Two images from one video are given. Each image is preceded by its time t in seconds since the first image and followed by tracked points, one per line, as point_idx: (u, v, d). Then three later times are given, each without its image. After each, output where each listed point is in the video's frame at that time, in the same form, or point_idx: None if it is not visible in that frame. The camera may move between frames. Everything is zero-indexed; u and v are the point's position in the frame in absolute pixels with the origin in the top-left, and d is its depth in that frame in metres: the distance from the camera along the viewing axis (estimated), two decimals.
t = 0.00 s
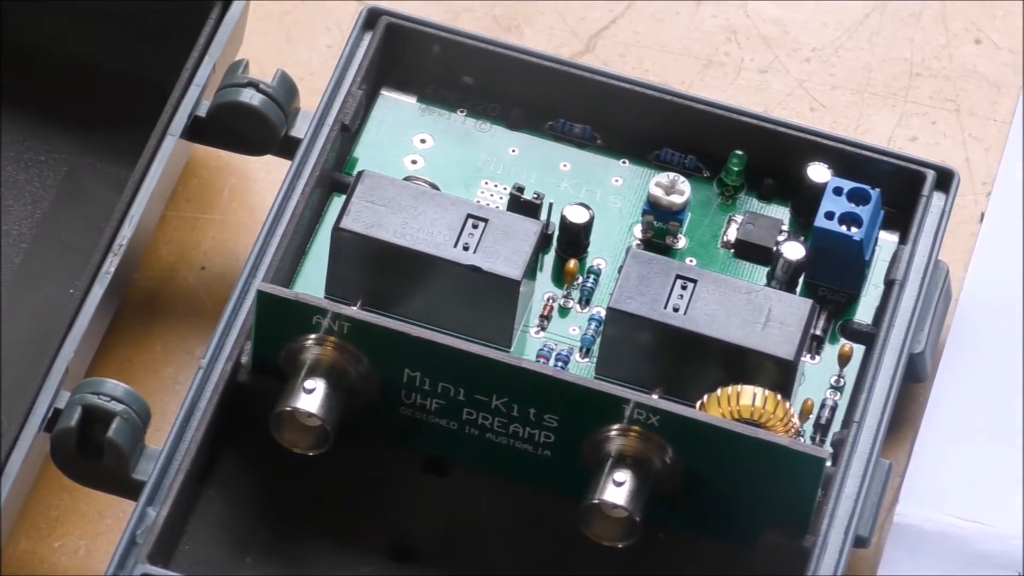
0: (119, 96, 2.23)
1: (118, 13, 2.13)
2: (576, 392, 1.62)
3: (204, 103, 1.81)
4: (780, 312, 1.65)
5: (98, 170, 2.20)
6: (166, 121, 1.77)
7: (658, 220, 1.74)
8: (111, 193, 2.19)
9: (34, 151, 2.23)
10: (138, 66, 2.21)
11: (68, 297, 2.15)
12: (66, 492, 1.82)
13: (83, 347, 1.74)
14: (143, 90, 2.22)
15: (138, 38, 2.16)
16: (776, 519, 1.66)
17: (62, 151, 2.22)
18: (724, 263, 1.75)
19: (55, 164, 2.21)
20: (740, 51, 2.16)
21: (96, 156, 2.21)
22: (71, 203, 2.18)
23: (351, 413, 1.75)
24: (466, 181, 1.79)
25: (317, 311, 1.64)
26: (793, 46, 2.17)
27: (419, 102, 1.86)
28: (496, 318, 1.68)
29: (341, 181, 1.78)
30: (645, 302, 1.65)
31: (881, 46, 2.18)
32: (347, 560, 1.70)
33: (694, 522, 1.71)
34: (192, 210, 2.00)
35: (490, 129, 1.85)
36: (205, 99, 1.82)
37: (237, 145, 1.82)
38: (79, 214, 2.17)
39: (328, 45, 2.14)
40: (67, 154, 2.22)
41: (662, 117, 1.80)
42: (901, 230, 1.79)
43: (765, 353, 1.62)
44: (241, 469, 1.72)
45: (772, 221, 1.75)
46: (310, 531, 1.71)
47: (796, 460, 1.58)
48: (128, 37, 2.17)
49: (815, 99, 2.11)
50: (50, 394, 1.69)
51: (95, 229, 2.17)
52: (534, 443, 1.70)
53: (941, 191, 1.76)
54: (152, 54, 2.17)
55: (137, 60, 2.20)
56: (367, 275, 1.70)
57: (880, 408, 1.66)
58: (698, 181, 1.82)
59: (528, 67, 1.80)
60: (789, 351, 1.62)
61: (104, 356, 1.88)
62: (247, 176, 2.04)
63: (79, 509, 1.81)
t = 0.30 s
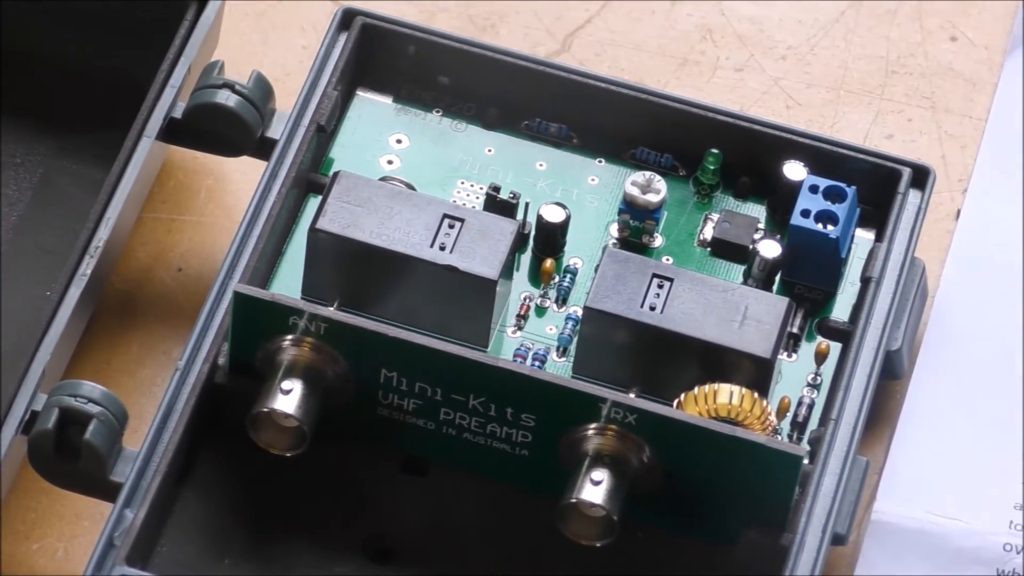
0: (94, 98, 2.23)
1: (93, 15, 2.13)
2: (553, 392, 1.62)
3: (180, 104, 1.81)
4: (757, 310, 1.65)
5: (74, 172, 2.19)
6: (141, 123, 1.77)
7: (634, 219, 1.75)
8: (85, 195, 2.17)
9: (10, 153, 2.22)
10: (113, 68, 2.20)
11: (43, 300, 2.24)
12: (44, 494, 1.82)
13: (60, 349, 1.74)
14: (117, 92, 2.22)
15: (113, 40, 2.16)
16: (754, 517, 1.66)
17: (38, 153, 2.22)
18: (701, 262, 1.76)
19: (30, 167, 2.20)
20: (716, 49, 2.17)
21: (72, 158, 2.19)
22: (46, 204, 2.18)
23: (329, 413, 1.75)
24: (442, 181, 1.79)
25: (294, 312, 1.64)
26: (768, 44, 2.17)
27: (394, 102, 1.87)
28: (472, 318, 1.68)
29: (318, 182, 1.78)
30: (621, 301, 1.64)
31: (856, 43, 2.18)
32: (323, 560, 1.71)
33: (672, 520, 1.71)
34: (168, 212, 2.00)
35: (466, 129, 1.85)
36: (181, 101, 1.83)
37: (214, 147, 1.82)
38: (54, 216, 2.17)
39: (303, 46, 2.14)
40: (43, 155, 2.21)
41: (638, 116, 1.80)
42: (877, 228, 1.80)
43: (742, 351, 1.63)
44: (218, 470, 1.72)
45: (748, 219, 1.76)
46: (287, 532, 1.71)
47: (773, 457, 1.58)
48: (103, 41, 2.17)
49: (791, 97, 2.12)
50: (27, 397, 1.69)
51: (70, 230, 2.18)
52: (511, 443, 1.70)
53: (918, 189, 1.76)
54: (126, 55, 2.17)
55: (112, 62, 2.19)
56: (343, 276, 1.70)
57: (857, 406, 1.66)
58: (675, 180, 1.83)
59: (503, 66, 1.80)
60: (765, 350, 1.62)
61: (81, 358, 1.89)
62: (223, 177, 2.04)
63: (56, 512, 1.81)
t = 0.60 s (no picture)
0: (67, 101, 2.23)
1: (63, 18, 2.13)
2: (527, 391, 1.62)
3: (152, 106, 1.82)
4: (730, 307, 1.65)
5: (47, 175, 2.22)
6: (114, 125, 1.77)
7: (608, 218, 1.75)
8: (58, 198, 2.22)
9: None
10: (86, 70, 2.20)
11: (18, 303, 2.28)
12: (18, 497, 1.83)
13: (33, 352, 1.75)
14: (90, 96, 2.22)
15: (84, 43, 2.16)
16: (729, 515, 1.66)
17: (12, 156, 2.24)
18: (674, 260, 1.76)
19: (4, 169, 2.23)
20: (688, 48, 2.17)
21: (44, 162, 2.22)
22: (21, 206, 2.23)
23: (303, 414, 1.75)
24: (416, 181, 1.80)
25: (267, 313, 1.64)
26: (741, 42, 2.18)
27: (367, 102, 1.87)
28: (446, 318, 1.68)
29: (291, 183, 1.79)
30: (594, 299, 1.64)
31: (829, 40, 2.18)
32: (300, 560, 1.70)
33: (648, 518, 1.71)
34: (141, 214, 2.00)
35: (439, 129, 1.86)
36: (153, 103, 1.83)
37: (188, 148, 1.83)
38: (27, 217, 2.23)
39: (275, 47, 2.14)
40: (16, 158, 2.23)
41: (611, 114, 1.80)
42: (850, 225, 1.80)
43: (716, 349, 1.63)
44: (192, 471, 1.72)
45: (721, 218, 1.76)
46: (262, 534, 1.71)
47: (746, 455, 1.58)
48: (73, 43, 2.17)
49: (763, 95, 2.12)
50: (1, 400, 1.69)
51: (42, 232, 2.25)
52: (486, 442, 1.70)
53: (890, 186, 1.77)
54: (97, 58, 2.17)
55: (84, 65, 2.19)
56: (317, 277, 1.70)
57: (831, 402, 1.66)
58: (648, 179, 1.83)
59: (476, 66, 1.81)
60: (739, 348, 1.62)
61: (56, 360, 1.89)
62: (197, 179, 2.04)
63: (29, 515, 1.82)
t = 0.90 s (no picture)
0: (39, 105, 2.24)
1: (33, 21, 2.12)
2: (499, 391, 1.62)
3: (123, 108, 1.81)
4: (703, 305, 1.65)
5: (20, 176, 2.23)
6: (85, 127, 1.77)
7: (579, 217, 1.75)
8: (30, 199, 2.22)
9: None
10: (58, 73, 2.20)
11: None
12: None
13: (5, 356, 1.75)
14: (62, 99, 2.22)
15: (55, 47, 2.16)
16: (703, 512, 1.66)
17: None
18: (646, 259, 1.76)
19: None
20: (659, 46, 2.18)
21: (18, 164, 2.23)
22: None
23: (275, 415, 1.75)
24: (387, 182, 1.80)
25: (238, 314, 1.63)
26: (712, 40, 2.19)
27: (338, 102, 1.87)
28: (419, 318, 1.68)
29: (262, 184, 1.79)
30: (567, 299, 1.64)
31: (800, 38, 2.20)
32: (275, 561, 1.70)
33: (621, 517, 1.71)
34: (113, 216, 2.00)
35: (410, 129, 1.86)
36: (124, 105, 1.82)
37: (160, 151, 1.83)
38: None
39: (246, 48, 2.15)
40: None
41: (582, 113, 1.81)
42: (821, 222, 1.80)
43: (689, 348, 1.62)
44: (165, 473, 1.72)
45: (693, 215, 1.77)
46: (236, 536, 1.70)
47: (719, 453, 1.58)
48: (44, 47, 2.17)
49: (735, 93, 2.14)
50: None
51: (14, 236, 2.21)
52: (459, 442, 1.70)
53: (862, 182, 1.77)
54: (69, 61, 2.17)
55: (55, 68, 2.19)
56: (288, 277, 1.69)
57: (804, 400, 1.67)
58: (619, 177, 1.84)
59: (449, 66, 1.81)
60: (713, 346, 1.62)
61: (30, 362, 1.90)
62: (169, 181, 2.04)
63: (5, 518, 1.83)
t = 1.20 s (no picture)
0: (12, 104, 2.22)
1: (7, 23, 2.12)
2: (476, 391, 1.62)
3: (98, 110, 1.82)
4: (679, 304, 1.65)
5: None
6: (60, 130, 1.78)
7: (556, 216, 1.76)
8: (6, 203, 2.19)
9: None
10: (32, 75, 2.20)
11: None
12: None
13: None
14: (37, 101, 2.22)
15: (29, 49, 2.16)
16: (680, 511, 1.66)
17: None
18: (622, 258, 1.77)
19: None
20: (634, 45, 2.18)
21: None
22: None
23: (252, 416, 1.74)
24: (363, 182, 1.81)
25: (215, 316, 1.63)
26: (687, 39, 2.19)
27: (313, 103, 1.87)
28: (395, 319, 1.68)
29: (237, 185, 1.79)
30: (543, 298, 1.64)
31: (774, 37, 2.20)
32: (252, 562, 1.70)
33: (598, 516, 1.71)
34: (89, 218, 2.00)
35: (386, 130, 1.86)
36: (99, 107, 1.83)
37: (135, 152, 1.83)
38: None
39: (220, 49, 2.15)
40: None
41: (557, 112, 1.81)
42: (797, 220, 1.80)
43: (666, 347, 1.62)
44: (142, 474, 1.72)
45: (669, 214, 1.78)
46: (214, 537, 1.71)
47: (696, 451, 1.58)
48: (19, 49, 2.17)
49: (710, 91, 2.14)
50: None
51: None
52: (436, 442, 1.70)
53: (837, 181, 1.77)
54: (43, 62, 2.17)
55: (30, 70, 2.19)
56: (264, 278, 1.69)
57: (781, 398, 1.66)
58: (595, 176, 1.84)
59: (422, 67, 1.82)
60: (689, 345, 1.62)
61: (7, 364, 1.91)
62: (144, 182, 2.04)
63: None
